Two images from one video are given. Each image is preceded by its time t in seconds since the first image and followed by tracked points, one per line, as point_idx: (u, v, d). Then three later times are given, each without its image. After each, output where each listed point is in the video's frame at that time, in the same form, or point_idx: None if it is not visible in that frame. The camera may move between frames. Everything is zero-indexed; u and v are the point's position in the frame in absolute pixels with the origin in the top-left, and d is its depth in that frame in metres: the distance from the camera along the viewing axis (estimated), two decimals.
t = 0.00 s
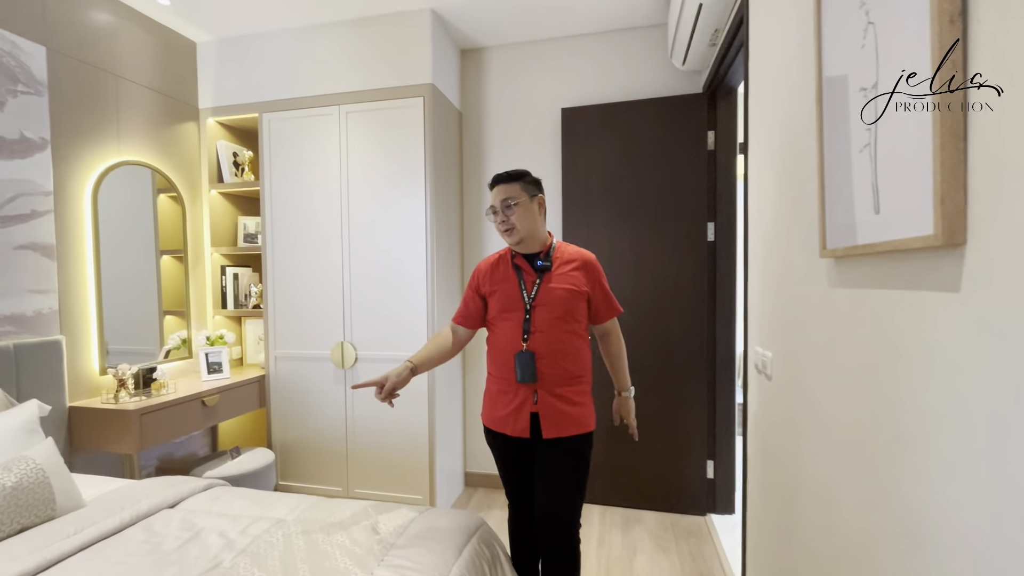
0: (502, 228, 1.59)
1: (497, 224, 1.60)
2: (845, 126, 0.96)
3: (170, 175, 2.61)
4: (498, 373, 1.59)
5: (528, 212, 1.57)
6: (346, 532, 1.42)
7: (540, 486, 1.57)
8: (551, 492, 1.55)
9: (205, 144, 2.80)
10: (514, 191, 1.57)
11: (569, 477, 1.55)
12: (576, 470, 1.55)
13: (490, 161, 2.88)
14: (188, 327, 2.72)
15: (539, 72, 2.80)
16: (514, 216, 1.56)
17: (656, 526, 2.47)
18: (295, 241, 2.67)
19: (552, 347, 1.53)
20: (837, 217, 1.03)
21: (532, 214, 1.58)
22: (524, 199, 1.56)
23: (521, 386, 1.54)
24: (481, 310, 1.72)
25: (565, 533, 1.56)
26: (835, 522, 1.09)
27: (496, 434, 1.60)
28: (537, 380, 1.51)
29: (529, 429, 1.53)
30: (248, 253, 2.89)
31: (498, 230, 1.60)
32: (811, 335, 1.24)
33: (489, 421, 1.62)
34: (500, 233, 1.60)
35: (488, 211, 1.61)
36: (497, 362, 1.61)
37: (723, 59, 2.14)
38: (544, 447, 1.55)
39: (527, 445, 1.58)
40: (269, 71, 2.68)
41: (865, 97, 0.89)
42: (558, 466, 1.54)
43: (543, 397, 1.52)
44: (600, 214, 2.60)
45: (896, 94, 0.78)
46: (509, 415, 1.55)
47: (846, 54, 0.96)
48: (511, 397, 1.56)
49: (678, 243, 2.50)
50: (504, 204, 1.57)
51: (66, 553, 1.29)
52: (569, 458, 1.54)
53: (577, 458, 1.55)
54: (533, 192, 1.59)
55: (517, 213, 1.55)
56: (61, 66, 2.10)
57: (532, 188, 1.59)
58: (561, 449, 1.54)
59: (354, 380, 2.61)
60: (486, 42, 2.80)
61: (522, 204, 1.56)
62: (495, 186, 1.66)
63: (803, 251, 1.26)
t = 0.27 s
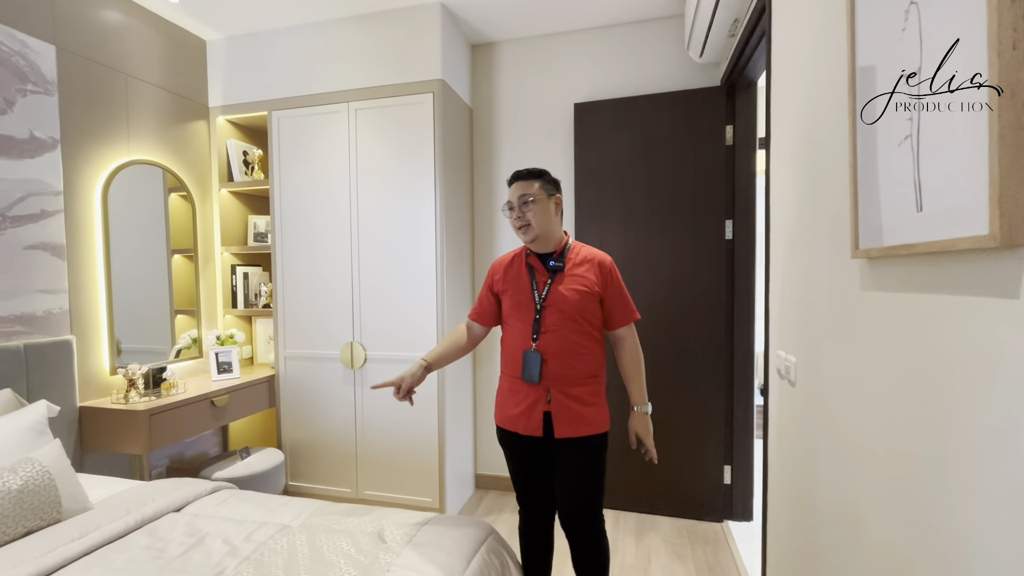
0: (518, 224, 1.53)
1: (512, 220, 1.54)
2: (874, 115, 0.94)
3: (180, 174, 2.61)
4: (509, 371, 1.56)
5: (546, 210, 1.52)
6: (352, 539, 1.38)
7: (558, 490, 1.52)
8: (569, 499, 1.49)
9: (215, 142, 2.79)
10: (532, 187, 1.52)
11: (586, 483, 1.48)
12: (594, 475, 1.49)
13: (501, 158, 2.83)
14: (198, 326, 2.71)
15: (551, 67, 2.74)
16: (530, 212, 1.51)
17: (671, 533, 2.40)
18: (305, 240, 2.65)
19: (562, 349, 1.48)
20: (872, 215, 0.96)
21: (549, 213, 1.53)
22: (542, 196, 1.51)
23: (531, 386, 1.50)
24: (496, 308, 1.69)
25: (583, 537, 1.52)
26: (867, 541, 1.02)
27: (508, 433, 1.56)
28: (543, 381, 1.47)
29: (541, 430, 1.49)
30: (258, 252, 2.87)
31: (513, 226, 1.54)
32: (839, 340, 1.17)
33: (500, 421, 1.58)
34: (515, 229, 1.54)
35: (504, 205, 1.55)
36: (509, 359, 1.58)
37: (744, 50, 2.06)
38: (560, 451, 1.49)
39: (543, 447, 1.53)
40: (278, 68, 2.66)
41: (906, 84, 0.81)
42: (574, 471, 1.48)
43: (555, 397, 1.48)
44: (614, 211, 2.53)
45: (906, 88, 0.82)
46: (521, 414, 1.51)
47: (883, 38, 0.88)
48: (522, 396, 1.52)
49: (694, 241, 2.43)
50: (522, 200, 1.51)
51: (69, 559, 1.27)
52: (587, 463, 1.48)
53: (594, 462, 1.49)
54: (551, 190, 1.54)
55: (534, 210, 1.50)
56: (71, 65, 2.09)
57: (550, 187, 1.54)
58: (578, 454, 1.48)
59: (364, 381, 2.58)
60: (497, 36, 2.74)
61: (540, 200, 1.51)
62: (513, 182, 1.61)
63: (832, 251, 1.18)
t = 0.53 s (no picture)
0: (550, 220, 1.47)
1: (544, 216, 1.48)
2: (906, 101, 0.89)
3: (194, 172, 2.62)
4: (534, 368, 1.52)
5: (579, 206, 1.46)
6: (359, 541, 1.36)
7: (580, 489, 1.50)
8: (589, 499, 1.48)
9: (229, 140, 2.79)
10: (565, 183, 1.45)
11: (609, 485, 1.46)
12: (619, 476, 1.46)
13: (513, 153, 2.78)
14: (213, 324, 2.73)
15: (565, 60, 2.68)
16: (564, 209, 1.45)
17: (687, 537, 2.34)
18: (317, 237, 2.64)
19: (590, 346, 1.45)
20: (906, 209, 0.89)
21: (581, 209, 1.47)
22: (575, 193, 1.45)
23: (558, 383, 1.46)
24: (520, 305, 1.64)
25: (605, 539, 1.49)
26: (898, 556, 0.96)
27: (529, 432, 1.52)
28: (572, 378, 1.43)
29: (566, 429, 1.44)
30: (271, 250, 2.88)
31: (545, 222, 1.48)
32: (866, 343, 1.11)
33: (522, 419, 1.54)
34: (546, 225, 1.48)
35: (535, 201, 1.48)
36: (534, 356, 1.53)
37: (765, 39, 1.98)
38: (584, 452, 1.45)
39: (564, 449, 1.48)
40: (290, 65, 2.65)
41: (949, 67, 0.75)
42: (597, 472, 1.45)
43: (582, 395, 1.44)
44: (629, 207, 2.47)
45: (927, 78, 0.82)
46: (546, 412, 1.46)
47: (922, 18, 0.82)
48: (547, 394, 1.47)
49: (712, 238, 2.35)
50: (555, 195, 1.45)
51: (79, 558, 1.27)
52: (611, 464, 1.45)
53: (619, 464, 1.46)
54: (583, 186, 1.49)
55: (568, 207, 1.44)
56: (86, 64, 2.10)
57: (581, 183, 1.49)
58: (598, 455, 1.45)
59: (375, 379, 2.57)
60: (510, 29, 2.70)
61: (574, 197, 1.45)
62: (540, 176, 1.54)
63: (861, 248, 1.12)
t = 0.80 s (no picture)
0: (574, 216, 1.43)
1: (567, 211, 1.44)
2: (944, 85, 0.83)
3: (212, 170, 2.64)
4: (557, 365, 1.49)
5: (603, 201, 1.42)
6: (368, 541, 1.35)
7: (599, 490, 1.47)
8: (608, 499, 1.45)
9: (246, 138, 2.82)
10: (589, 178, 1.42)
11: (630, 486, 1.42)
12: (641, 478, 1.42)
13: (529, 148, 2.74)
14: (231, 320, 2.76)
15: (582, 52, 2.62)
16: (588, 204, 1.41)
17: (706, 541, 2.27)
18: (332, 234, 2.65)
19: (615, 344, 1.40)
20: (945, 201, 0.83)
21: (606, 204, 1.44)
22: (600, 187, 1.42)
23: (581, 381, 1.42)
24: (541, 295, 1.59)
25: (624, 541, 1.46)
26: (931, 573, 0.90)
27: (551, 432, 1.49)
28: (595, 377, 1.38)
29: (588, 429, 1.40)
30: (288, 247, 2.90)
31: (568, 218, 1.44)
32: (897, 344, 1.04)
33: (544, 418, 1.50)
34: (569, 221, 1.45)
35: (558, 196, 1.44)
36: (557, 353, 1.50)
37: (791, 25, 1.89)
38: (604, 453, 1.41)
39: (583, 449, 1.44)
40: (306, 62, 2.65)
41: (996, 46, 0.69)
42: (616, 473, 1.41)
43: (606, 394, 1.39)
44: (647, 202, 2.41)
45: (969, 58, 0.75)
46: (569, 411, 1.42)
47: None
48: (570, 392, 1.44)
49: (734, 233, 2.27)
50: (579, 190, 1.41)
51: (93, 551, 1.28)
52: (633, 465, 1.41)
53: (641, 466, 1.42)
54: (607, 181, 1.44)
55: (593, 202, 1.40)
56: (105, 64, 2.13)
57: (606, 177, 1.45)
58: (617, 457, 1.40)
59: (390, 376, 2.56)
60: (526, 21, 2.65)
61: (598, 192, 1.41)
62: (563, 171, 1.50)
63: (893, 243, 1.05)
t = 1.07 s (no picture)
0: (603, 209, 1.38)
1: (596, 204, 1.39)
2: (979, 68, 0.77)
3: (227, 169, 2.67)
4: (578, 365, 1.44)
5: (634, 195, 1.37)
6: (376, 540, 1.33)
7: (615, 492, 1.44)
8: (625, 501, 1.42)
9: (261, 136, 2.84)
10: (621, 170, 1.36)
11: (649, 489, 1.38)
12: (660, 482, 1.38)
13: (542, 144, 2.70)
14: (245, 317, 2.78)
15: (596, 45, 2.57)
16: (618, 198, 1.36)
17: (722, 545, 2.22)
18: (345, 232, 2.65)
19: (641, 345, 1.36)
20: (982, 192, 0.77)
21: (636, 199, 1.38)
22: (632, 181, 1.36)
23: (603, 383, 1.38)
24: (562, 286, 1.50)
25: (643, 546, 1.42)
26: None
27: (569, 432, 1.45)
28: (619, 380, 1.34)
29: (609, 432, 1.36)
30: (302, 245, 2.92)
31: (597, 212, 1.39)
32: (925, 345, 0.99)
33: (562, 418, 1.47)
34: (597, 215, 1.40)
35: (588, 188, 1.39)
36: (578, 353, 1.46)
37: (814, 13, 1.82)
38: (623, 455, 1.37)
39: (601, 450, 1.41)
40: (318, 60, 2.66)
41: None
42: (633, 476, 1.38)
43: (628, 397, 1.35)
44: (662, 198, 2.36)
45: (1007, 39, 0.70)
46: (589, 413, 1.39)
47: None
48: (591, 393, 1.40)
49: (752, 229, 2.21)
50: (609, 182, 1.36)
51: (105, 546, 1.29)
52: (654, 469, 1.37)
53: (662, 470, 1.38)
54: (640, 175, 1.39)
55: (623, 196, 1.35)
56: (122, 63, 2.16)
57: (639, 170, 1.39)
58: (634, 460, 1.37)
59: (401, 374, 2.56)
60: (538, 15, 2.61)
61: (629, 185, 1.36)
62: (594, 162, 1.45)
63: (923, 238, 0.99)
